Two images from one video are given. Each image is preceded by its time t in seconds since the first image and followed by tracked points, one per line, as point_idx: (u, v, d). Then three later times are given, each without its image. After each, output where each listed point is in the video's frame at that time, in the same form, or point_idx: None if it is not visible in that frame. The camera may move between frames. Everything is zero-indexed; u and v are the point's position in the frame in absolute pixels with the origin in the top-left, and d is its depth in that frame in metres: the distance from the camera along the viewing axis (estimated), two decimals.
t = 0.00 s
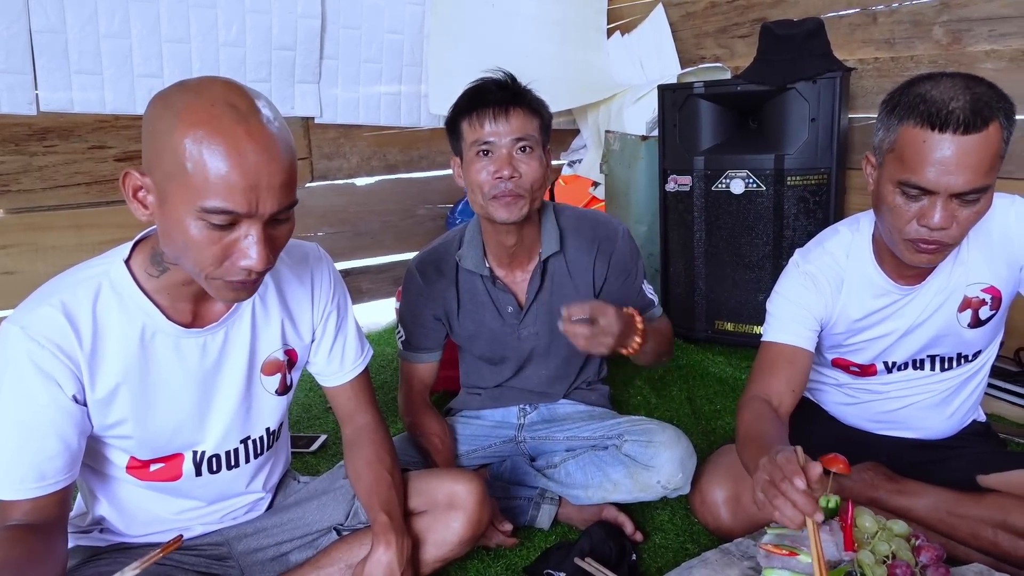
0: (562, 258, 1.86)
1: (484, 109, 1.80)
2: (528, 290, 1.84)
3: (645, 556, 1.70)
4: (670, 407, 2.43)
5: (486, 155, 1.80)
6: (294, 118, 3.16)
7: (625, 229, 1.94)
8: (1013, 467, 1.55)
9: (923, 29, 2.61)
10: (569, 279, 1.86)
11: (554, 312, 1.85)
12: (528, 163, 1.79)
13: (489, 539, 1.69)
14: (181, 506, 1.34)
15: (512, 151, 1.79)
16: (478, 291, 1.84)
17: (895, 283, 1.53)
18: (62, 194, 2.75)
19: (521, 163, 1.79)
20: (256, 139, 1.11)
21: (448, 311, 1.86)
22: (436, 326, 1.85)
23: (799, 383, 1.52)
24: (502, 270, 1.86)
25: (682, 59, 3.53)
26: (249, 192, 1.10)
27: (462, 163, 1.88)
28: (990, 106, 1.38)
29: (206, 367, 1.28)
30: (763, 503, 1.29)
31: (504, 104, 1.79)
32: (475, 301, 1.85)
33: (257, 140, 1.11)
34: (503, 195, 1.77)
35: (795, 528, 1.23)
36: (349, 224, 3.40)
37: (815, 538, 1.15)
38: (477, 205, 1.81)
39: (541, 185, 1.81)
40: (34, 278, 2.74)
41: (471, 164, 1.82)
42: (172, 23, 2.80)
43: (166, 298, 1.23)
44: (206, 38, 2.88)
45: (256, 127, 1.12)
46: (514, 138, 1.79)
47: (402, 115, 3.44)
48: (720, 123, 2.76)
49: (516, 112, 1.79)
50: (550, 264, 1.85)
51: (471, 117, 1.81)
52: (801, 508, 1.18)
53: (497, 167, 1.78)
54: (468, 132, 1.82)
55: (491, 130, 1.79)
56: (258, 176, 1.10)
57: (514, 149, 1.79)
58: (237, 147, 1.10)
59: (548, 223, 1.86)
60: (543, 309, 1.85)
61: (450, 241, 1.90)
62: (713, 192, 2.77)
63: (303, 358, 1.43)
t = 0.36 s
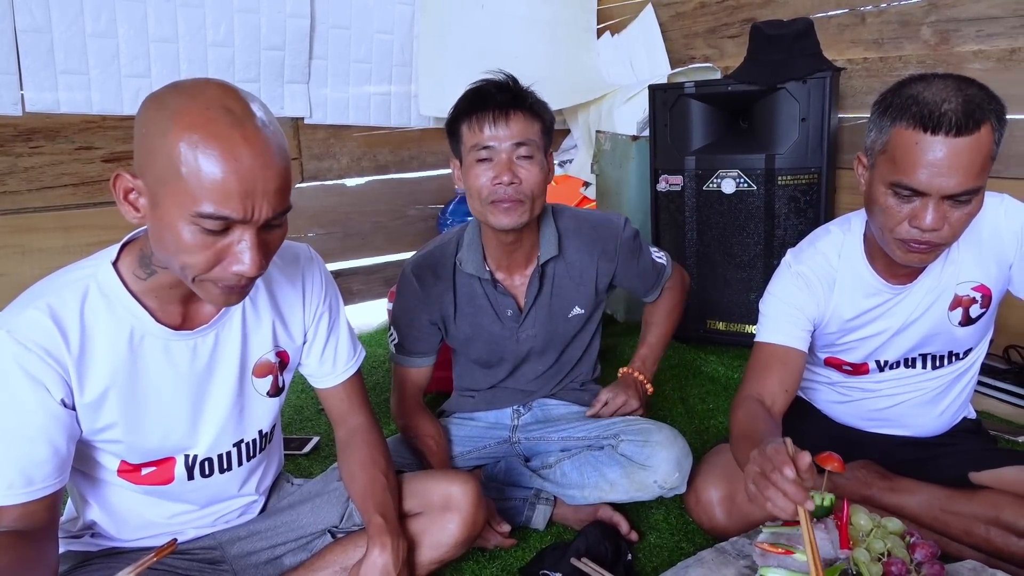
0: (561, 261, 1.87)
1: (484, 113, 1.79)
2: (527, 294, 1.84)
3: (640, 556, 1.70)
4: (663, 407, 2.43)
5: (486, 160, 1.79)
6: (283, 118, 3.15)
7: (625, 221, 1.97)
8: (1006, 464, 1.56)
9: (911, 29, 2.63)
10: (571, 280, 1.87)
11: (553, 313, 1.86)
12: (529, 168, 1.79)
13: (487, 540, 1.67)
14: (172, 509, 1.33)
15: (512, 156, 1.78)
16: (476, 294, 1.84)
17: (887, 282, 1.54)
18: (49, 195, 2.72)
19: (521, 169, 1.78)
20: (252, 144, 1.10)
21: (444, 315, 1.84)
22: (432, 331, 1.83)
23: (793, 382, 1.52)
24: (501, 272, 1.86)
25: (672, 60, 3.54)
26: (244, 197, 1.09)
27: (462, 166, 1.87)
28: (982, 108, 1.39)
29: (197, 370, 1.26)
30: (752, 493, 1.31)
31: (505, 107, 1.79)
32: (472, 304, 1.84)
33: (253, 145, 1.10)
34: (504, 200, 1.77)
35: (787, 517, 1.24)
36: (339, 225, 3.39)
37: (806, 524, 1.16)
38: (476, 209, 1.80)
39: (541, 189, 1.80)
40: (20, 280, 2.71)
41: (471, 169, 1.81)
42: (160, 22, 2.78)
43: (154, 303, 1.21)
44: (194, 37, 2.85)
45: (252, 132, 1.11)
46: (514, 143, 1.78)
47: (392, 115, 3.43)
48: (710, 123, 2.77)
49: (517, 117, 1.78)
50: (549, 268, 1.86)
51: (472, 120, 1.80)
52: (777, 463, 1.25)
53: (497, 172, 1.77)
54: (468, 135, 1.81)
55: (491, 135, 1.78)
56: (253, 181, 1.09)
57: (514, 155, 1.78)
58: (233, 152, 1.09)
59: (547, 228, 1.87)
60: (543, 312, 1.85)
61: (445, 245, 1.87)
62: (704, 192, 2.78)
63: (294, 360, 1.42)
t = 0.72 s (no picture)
0: (566, 263, 1.88)
1: (495, 110, 1.80)
2: (532, 295, 1.85)
3: (643, 554, 1.71)
4: (664, 406, 2.44)
5: (496, 157, 1.81)
6: (286, 118, 3.15)
7: (632, 224, 1.98)
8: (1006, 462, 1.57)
9: (911, 29, 2.64)
10: (575, 282, 1.88)
11: (558, 315, 1.87)
12: (538, 166, 1.79)
13: (488, 540, 1.68)
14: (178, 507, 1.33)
15: (521, 152, 1.80)
16: (480, 295, 1.84)
17: (888, 281, 1.54)
18: (52, 195, 2.73)
19: (530, 166, 1.79)
20: (268, 153, 1.11)
21: (447, 315, 1.84)
22: (435, 331, 1.83)
23: (795, 382, 1.53)
24: (506, 273, 1.86)
25: (673, 59, 3.55)
26: (259, 204, 1.09)
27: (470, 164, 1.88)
28: (985, 107, 1.40)
29: (201, 367, 1.27)
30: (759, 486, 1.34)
31: (517, 104, 1.80)
32: (476, 305, 1.85)
33: (269, 154, 1.11)
34: (513, 197, 1.78)
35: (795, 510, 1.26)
36: (341, 225, 3.39)
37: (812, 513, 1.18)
38: (485, 207, 1.81)
39: (551, 186, 1.81)
40: (23, 280, 2.71)
41: (481, 165, 1.82)
42: (162, 23, 2.79)
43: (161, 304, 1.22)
44: (197, 37, 2.86)
45: (267, 140, 1.12)
46: (524, 140, 1.79)
47: (394, 115, 3.44)
48: (712, 123, 2.78)
49: (528, 114, 1.80)
50: (554, 270, 1.86)
51: (483, 117, 1.81)
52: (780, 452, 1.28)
53: (506, 168, 1.78)
54: (478, 132, 1.82)
55: (501, 131, 1.79)
56: (268, 189, 1.10)
57: (524, 151, 1.80)
58: (249, 159, 1.10)
59: (553, 230, 1.87)
60: (547, 314, 1.86)
61: (450, 244, 1.88)
62: (705, 191, 2.79)
63: (297, 359, 1.43)
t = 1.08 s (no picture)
0: (571, 262, 1.88)
1: (502, 108, 1.81)
2: (536, 294, 1.85)
3: (645, 554, 1.70)
4: (667, 406, 2.43)
5: (502, 154, 1.81)
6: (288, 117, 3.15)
7: (637, 224, 1.97)
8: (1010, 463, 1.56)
9: (916, 28, 2.63)
10: (580, 281, 1.88)
11: (562, 314, 1.87)
12: (545, 164, 1.80)
13: (491, 540, 1.68)
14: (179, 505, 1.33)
15: (528, 151, 1.80)
16: (484, 294, 1.84)
17: (892, 281, 1.54)
18: (56, 194, 2.73)
19: (538, 164, 1.79)
20: (292, 158, 1.12)
21: (452, 314, 1.84)
22: (440, 330, 1.83)
23: (801, 382, 1.53)
24: (510, 273, 1.86)
25: (676, 59, 3.54)
26: (279, 206, 1.10)
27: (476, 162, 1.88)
28: (990, 106, 1.39)
29: (208, 365, 1.27)
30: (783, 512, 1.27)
31: (524, 103, 1.80)
32: (480, 304, 1.84)
33: (293, 159, 1.12)
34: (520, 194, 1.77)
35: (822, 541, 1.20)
36: (344, 224, 3.39)
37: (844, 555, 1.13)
38: (491, 205, 1.81)
39: (557, 185, 1.81)
40: (26, 278, 2.71)
41: (487, 163, 1.82)
42: (166, 23, 2.79)
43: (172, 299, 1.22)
44: (200, 37, 2.86)
45: (292, 146, 1.13)
46: (531, 139, 1.79)
47: (397, 115, 3.44)
48: (715, 123, 2.77)
49: (535, 112, 1.80)
50: (559, 269, 1.86)
51: (490, 115, 1.81)
52: (821, 487, 1.19)
53: (514, 166, 1.78)
54: (484, 130, 1.82)
55: (509, 129, 1.79)
56: (289, 193, 1.10)
57: (531, 150, 1.80)
58: (273, 162, 1.10)
59: (559, 229, 1.87)
60: (551, 313, 1.86)
61: (455, 242, 1.87)
62: (709, 191, 2.78)
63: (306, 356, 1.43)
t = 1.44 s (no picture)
0: (570, 260, 1.88)
1: (500, 106, 1.81)
2: (536, 292, 1.85)
3: (646, 554, 1.70)
4: (668, 406, 2.43)
5: (501, 153, 1.81)
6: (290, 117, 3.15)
7: (637, 223, 1.97)
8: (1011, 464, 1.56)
9: (917, 29, 2.63)
10: (580, 279, 1.88)
11: (562, 311, 1.87)
12: (543, 161, 1.81)
13: (492, 540, 1.69)
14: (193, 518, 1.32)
15: (526, 149, 1.81)
16: (484, 292, 1.85)
17: (890, 284, 1.54)
18: (58, 195, 2.74)
19: (535, 162, 1.80)
20: (341, 148, 1.13)
21: (452, 312, 1.84)
22: (441, 329, 1.84)
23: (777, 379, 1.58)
24: (510, 270, 1.86)
25: (677, 59, 3.54)
26: (331, 194, 1.11)
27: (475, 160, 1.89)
28: (987, 118, 1.39)
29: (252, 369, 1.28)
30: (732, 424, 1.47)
31: (522, 101, 1.81)
32: (479, 302, 1.85)
33: (343, 149, 1.13)
34: (517, 192, 1.78)
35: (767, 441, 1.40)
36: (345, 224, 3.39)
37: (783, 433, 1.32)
38: (490, 203, 1.81)
39: (555, 182, 1.82)
40: (29, 278, 2.72)
41: (486, 162, 1.82)
42: (168, 24, 2.80)
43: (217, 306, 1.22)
44: (202, 37, 2.87)
45: (341, 136, 1.14)
46: (529, 136, 1.80)
47: (398, 115, 3.44)
48: (716, 123, 2.78)
49: (532, 110, 1.81)
50: (558, 266, 1.87)
51: (487, 114, 1.82)
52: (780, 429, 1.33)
53: (512, 163, 1.79)
54: (483, 128, 1.83)
55: (506, 127, 1.80)
56: (339, 180, 1.12)
57: (529, 148, 1.81)
58: (325, 151, 1.11)
59: (557, 226, 1.87)
60: (550, 310, 1.86)
61: (456, 240, 1.88)
62: (710, 191, 2.78)
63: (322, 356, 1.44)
